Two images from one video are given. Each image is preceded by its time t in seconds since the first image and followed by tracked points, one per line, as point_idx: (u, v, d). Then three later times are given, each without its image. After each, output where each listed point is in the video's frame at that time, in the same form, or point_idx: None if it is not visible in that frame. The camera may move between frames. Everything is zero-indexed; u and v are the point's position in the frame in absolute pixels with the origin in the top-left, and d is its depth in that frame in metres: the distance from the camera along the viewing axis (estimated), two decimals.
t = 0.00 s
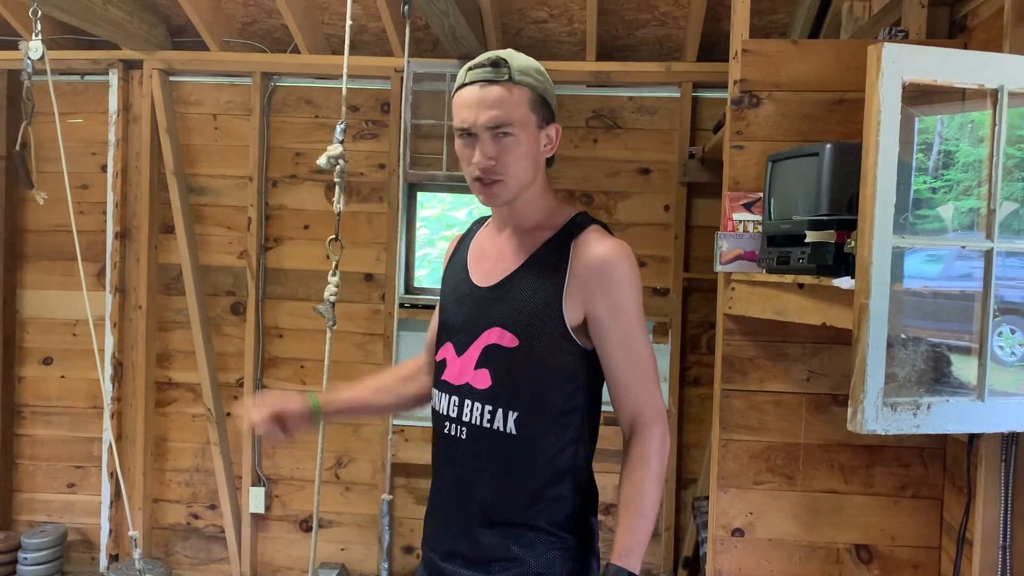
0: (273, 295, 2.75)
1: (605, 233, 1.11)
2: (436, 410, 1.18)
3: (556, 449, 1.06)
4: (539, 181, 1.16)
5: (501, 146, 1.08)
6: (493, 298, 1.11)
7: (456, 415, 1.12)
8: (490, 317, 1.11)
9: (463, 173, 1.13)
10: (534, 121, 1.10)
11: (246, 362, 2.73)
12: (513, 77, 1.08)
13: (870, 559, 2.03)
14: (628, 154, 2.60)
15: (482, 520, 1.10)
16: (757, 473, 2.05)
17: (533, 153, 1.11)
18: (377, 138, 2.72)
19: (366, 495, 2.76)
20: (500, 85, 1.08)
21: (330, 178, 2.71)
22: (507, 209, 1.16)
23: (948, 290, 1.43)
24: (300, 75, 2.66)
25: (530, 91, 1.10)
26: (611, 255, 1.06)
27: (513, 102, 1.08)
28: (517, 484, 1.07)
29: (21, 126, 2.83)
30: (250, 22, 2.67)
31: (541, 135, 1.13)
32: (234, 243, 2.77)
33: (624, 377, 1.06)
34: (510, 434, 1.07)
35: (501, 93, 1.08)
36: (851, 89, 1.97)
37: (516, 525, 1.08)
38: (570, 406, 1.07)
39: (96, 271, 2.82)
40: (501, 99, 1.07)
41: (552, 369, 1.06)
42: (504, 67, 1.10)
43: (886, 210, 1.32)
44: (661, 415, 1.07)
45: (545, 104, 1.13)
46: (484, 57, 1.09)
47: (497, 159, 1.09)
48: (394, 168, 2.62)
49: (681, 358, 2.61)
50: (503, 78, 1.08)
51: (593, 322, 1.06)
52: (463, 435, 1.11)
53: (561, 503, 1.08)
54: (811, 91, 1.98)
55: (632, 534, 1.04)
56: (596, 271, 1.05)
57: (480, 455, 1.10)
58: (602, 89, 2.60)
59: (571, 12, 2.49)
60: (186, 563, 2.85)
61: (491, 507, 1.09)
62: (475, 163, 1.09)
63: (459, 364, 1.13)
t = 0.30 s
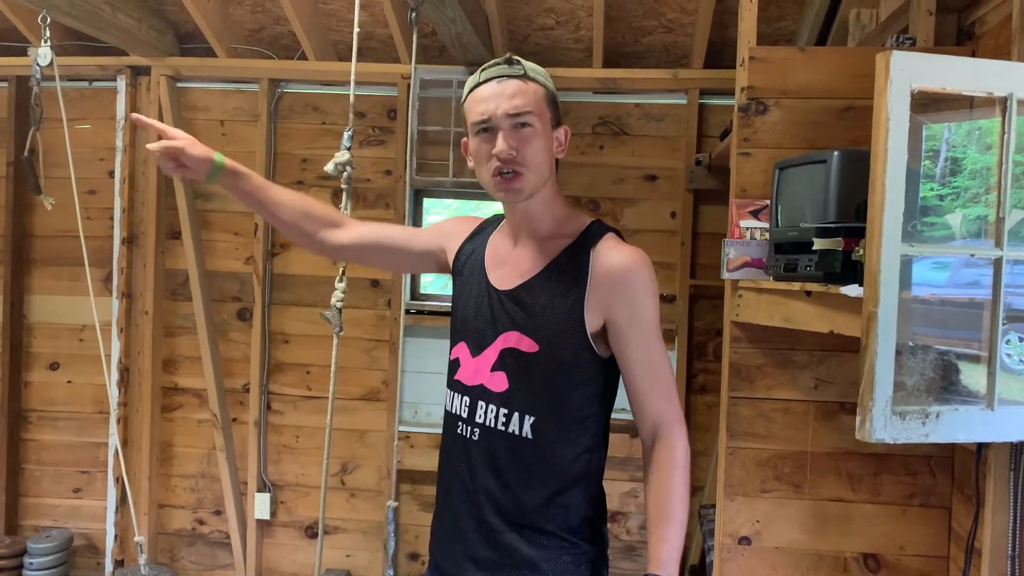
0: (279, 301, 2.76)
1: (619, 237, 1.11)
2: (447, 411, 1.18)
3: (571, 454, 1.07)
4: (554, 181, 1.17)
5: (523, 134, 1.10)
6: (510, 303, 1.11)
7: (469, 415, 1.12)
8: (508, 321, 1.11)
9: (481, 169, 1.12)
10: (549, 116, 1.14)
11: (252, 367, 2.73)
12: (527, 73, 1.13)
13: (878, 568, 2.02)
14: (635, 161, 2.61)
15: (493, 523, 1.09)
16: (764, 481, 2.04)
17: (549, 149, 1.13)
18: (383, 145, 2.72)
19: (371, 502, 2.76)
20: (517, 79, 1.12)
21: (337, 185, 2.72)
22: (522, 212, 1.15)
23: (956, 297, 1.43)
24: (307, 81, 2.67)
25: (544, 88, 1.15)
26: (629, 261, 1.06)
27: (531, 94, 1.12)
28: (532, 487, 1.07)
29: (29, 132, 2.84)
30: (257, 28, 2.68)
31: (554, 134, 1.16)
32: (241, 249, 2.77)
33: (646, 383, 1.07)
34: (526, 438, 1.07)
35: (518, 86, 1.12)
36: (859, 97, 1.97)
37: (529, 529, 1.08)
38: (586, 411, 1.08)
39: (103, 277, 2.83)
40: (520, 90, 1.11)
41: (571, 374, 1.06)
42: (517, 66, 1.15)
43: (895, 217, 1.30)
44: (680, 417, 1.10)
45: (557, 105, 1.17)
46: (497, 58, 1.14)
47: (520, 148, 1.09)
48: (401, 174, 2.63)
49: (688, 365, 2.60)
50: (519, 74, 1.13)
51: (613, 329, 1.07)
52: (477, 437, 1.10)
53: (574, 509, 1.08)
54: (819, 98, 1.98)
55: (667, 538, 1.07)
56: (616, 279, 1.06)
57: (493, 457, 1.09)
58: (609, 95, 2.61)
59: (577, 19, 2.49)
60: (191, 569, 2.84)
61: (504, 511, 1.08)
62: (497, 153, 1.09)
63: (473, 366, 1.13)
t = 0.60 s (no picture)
0: (286, 308, 2.76)
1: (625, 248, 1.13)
2: (452, 424, 1.16)
3: (584, 465, 1.07)
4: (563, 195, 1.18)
5: (535, 149, 1.10)
6: (521, 315, 1.11)
7: (479, 428, 1.10)
8: (520, 333, 1.10)
9: (493, 182, 1.12)
10: (560, 130, 1.15)
11: (258, 374, 2.73)
12: (540, 87, 1.13)
13: None
14: (642, 170, 2.61)
15: (506, 535, 1.08)
16: (771, 493, 2.04)
17: (560, 162, 1.14)
18: (391, 153, 2.73)
19: (376, 509, 2.76)
20: (530, 92, 1.12)
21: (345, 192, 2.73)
22: (531, 227, 1.15)
23: (966, 309, 1.41)
24: (316, 89, 2.68)
25: (555, 102, 1.15)
26: (639, 272, 1.07)
27: (543, 108, 1.12)
28: (546, 498, 1.07)
29: (39, 138, 2.86)
30: (267, 37, 2.69)
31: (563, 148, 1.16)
32: (248, 256, 2.78)
33: (657, 392, 1.08)
34: (541, 450, 1.07)
35: (531, 100, 1.12)
36: (868, 109, 1.96)
37: (541, 540, 1.07)
38: (598, 422, 1.08)
39: (111, 283, 2.84)
40: (533, 104, 1.11)
41: (585, 385, 1.07)
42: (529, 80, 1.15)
43: (907, 233, 1.29)
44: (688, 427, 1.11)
45: (567, 119, 1.18)
46: (509, 71, 1.14)
47: (532, 164, 1.10)
48: (408, 182, 2.63)
49: (695, 376, 2.60)
50: (531, 88, 1.13)
51: (624, 339, 1.07)
52: (488, 450, 1.09)
53: (586, 518, 1.08)
54: (828, 110, 1.98)
55: (681, 549, 1.07)
56: (627, 289, 1.07)
57: (505, 469, 1.08)
58: (617, 105, 2.61)
59: (586, 29, 2.50)
60: None
61: (516, 523, 1.07)
62: (511, 168, 1.09)
63: (484, 378, 1.12)
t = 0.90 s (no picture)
0: (294, 310, 2.77)
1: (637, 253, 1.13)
2: (463, 429, 1.15)
3: (596, 471, 1.07)
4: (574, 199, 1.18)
5: (547, 145, 1.10)
6: (532, 320, 1.10)
7: (490, 434, 1.10)
8: (532, 338, 1.09)
9: (502, 175, 1.11)
10: (573, 133, 1.15)
11: (265, 376, 2.73)
12: (555, 88, 1.15)
13: None
14: (651, 176, 2.61)
15: (517, 541, 1.08)
16: (778, 501, 2.03)
17: (571, 164, 1.14)
18: (400, 156, 2.73)
19: (381, 513, 2.76)
20: (545, 91, 1.14)
21: (353, 196, 2.74)
22: (539, 228, 1.15)
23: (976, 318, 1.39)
24: (325, 92, 2.69)
25: (569, 104, 1.16)
26: (652, 276, 1.07)
27: (557, 107, 1.13)
28: (558, 503, 1.07)
29: (50, 139, 2.87)
30: (277, 39, 2.70)
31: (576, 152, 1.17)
32: (256, 258, 2.78)
33: (668, 397, 1.08)
34: (553, 456, 1.06)
35: (545, 98, 1.13)
36: (878, 116, 1.96)
37: (553, 546, 1.07)
38: (609, 428, 1.07)
39: (120, 283, 2.85)
40: (547, 101, 1.12)
41: (597, 390, 1.07)
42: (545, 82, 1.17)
43: (919, 241, 1.28)
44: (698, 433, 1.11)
45: (580, 123, 1.19)
46: (525, 72, 1.16)
47: (544, 158, 1.09)
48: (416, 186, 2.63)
49: (702, 382, 2.59)
50: (546, 87, 1.14)
51: (637, 344, 1.07)
52: (499, 456, 1.09)
53: (597, 523, 1.08)
54: (838, 117, 1.97)
55: (691, 556, 1.07)
56: (640, 293, 1.07)
57: (518, 475, 1.08)
58: (626, 110, 2.61)
59: (596, 34, 2.50)
60: None
61: (528, 530, 1.07)
62: (521, 160, 1.08)
63: (495, 384, 1.11)
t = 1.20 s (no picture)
0: (303, 311, 2.77)
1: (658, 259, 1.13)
2: (479, 428, 1.15)
3: (610, 475, 1.06)
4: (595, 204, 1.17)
5: (563, 156, 1.10)
6: (551, 321, 1.10)
7: (506, 433, 1.10)
8: (550, 339, 1.10)
9: (519, 185, 1.12)
10: (592, 140, 1.14)
11: (274, 376, 2.74)
12: (574, 95, 1.13)
13: None
14: (661, 178, 2.60)
15: (529, 541, 1.07)
16: (788, 506, 2.02)
17: (591, 170, 1.13)
18: (410, 157, 2.74)
19: (389, 514, 2.76)
20: (562, 100, 1.13)
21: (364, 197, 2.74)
22: (559, 233, 1.15)
23: (994, 324, 1.36)
24: (336, 93, 2.69)
25: (589, 111, 1.14)
26: (672, 283, 1.07)
27: (574, 116, 1.12)
28: (571, 505, 1.06)
29: (62, 138, 2.89)
30: (289, 40, 2.70)
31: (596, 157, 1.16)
32: (266, 258, 2.79)
33: (684, 404, 1.07)
34: (567, 458, 1.06)
35: (563, 108, 1.12)
36: (892, 120, 1.94)
37: (563, 548, 1.06)
38: (624, 432, 1.07)
39: (130, 283, 2.86)
40: (564, 111, 1.11)
41: (613, 393, 1.06)
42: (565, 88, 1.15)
43: (936, 246, 1.27)
44: (714, 442, 1.10)
45: (601, 128, 1.17)
46: (544, 79, 1.15)
47: (560, 170, 1.09)
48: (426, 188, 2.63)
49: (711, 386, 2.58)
50: (564, 96, 1.13)
51: (654, 350, 1.07)
52: (514, 455, 1.09)
53: (609, 527, 1.07)
54: (851, 120, 1.96)
55: (700, 565, 1.06)
56: (659, 299, 1.06)
57: (531, 475, 1.08)
58: (637, 113, 2.61)
59: (607, 36, 2.50)
60: None
61: (540, 530, 1.07)
62: (536, 173, 1.09)
63: (512, 384, 1.11)
